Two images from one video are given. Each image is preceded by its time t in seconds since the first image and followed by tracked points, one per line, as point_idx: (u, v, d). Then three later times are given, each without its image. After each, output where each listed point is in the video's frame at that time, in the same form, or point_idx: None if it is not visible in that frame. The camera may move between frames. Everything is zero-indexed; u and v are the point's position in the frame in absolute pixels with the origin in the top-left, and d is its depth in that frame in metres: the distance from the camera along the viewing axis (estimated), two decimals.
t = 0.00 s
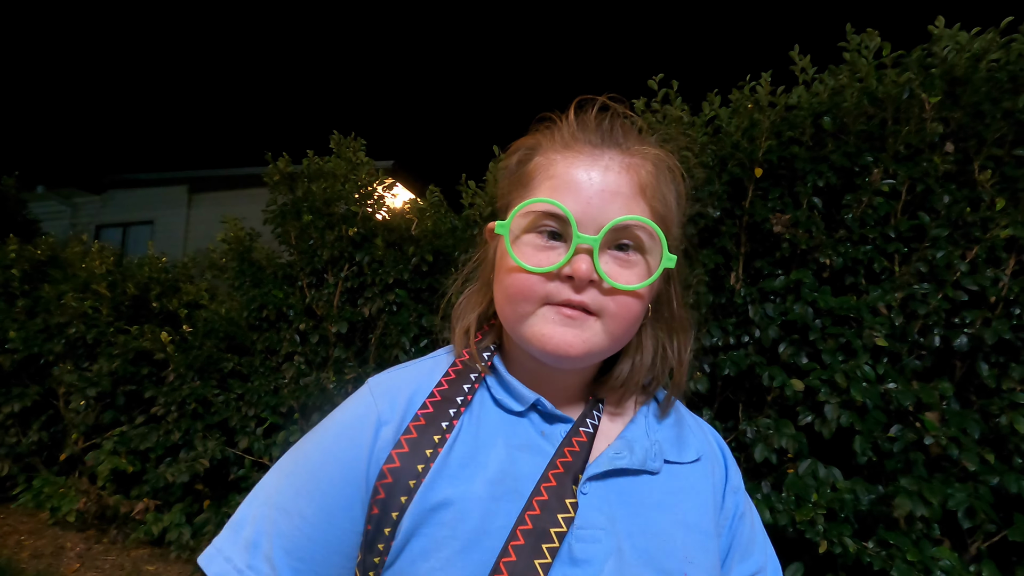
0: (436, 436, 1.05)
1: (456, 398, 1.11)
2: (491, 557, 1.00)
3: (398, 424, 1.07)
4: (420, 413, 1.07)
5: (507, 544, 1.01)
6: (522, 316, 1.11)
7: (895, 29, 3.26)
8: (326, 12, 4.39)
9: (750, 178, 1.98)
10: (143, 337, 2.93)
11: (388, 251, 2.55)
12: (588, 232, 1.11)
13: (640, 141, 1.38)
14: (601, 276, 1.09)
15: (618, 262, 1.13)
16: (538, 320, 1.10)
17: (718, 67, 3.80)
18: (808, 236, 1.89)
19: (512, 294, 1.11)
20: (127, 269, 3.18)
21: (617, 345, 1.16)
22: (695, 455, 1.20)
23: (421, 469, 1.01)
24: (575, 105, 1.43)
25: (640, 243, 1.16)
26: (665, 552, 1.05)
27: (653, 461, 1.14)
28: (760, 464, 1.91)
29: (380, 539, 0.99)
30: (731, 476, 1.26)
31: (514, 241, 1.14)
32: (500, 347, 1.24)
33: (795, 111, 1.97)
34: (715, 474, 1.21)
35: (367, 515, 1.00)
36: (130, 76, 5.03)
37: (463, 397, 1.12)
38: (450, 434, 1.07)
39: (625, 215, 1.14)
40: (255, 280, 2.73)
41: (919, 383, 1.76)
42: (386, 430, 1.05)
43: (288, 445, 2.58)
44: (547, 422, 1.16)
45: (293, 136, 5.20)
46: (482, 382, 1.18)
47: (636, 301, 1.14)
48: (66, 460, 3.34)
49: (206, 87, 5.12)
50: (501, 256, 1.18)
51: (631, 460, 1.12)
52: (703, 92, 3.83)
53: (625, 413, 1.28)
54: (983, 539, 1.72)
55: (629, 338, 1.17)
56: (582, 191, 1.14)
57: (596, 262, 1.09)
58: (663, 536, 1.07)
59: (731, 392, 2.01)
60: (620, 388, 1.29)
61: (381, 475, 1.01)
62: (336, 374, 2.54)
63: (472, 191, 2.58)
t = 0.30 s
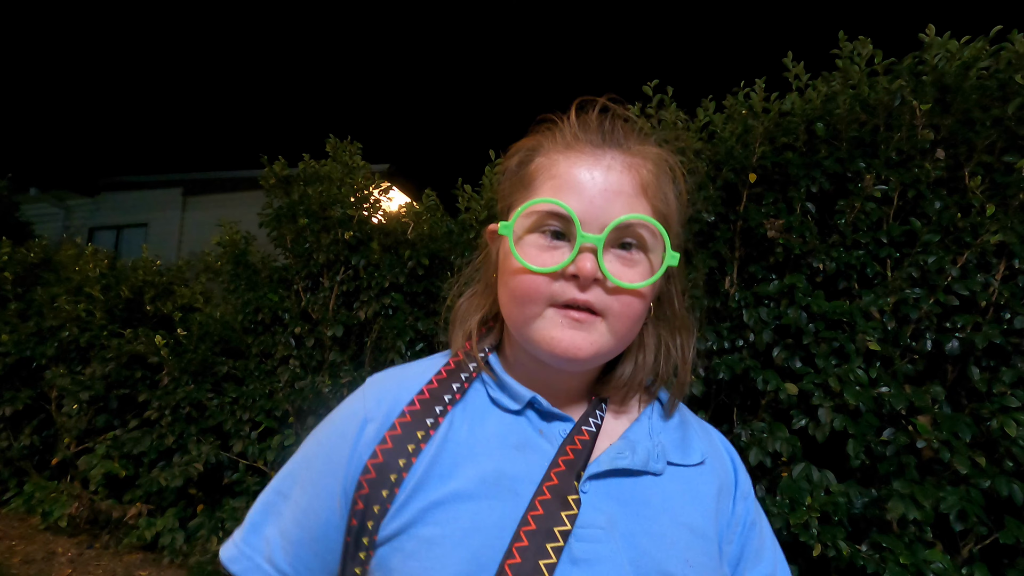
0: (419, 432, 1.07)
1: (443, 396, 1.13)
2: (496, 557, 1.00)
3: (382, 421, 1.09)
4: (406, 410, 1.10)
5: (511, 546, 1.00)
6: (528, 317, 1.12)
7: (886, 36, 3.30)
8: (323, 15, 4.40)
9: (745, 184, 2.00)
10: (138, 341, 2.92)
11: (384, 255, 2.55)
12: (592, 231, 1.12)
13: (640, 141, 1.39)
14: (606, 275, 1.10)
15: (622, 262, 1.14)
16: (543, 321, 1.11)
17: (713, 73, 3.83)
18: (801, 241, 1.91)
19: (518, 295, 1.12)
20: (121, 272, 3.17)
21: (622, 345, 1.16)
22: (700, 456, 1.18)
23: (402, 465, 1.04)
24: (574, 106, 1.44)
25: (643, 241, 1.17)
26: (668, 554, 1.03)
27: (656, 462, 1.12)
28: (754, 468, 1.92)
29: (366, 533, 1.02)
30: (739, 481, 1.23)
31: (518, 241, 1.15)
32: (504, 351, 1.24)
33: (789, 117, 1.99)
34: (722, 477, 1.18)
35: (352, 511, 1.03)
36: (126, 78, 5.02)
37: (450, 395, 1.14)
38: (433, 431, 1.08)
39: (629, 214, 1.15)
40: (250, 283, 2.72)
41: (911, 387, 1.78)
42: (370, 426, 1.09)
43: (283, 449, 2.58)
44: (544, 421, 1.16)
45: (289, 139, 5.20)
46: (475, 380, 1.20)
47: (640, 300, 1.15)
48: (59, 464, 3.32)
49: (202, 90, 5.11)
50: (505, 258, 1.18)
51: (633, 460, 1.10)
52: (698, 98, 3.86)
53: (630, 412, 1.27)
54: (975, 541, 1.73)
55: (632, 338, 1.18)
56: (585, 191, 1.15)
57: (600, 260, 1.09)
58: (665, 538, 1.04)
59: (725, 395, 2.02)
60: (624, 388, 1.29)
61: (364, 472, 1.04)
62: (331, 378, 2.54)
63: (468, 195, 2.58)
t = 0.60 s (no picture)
0: (409, 424, 1.10)
1: (433, 387, 1.16)
2: (485, 556, 0.99)
3: (372, 406, 1.14)
4: (397, 404, 1.13)
5: (500, 543, 0.99)
6: (521, 312, 1.12)
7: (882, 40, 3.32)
8: (321, 16, 4.40)
9: (742, 186, 2.01)
10: (134, 342, 2.90)
11: (382, 256, 2.55)
12: (580, 223, 1.12)
13: (624, 130, 1.40)
14: (597, 266, 1.10)
15: (613, 253, 1.14)
16: (536, 316, 1.11)
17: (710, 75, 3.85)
18: (798, 243, 1.92)
19: (511, 293, 1.12)
20: (118, 273, 3.16)
21: (618, 337, 1.16)
22: (698, 454, 1.16)
23: (394, 457, 1.07)
24: (557, 99, 1.45)
25: (634, 231, 1.18)
26: (662, 551, 1.01)
27: (651, 458, 1.10)
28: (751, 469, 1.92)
29: (362, 525, 1.05)
30: (742, 482, 1.21)
31: (507, 238, 1.15)
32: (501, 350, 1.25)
33: (786, 120, 1.99)
34: (721, 475, 1.16)
35: (350, 505, 1.07)
36: (122, 79, 5.00)
37: (440, 387, 1.16)
38: (422, 422, 1.11)
39: (617, 204, 1.15)
40: (247, 284, 2.72)
41: (907, 388, 1.79)
42: (361, 411, 1.14)
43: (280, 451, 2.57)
44: (539, 414, 1.16)
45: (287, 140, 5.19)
46: (466, 375, 1.22)
47: (633, 290, 1.14)
48: (54, 466, 3.30)
49: (199, 90, 5.10)
50: (496, 255, 1.19)
51: (627, 455, 1.08)
52: (695, 101, 3.87)
53: (628, 409, 1.26)
54: (971, 542, 1.74)
55: (630, 329, 1.18)
56: (572, 183, 1.15)
57: (591, 252, 1.10)
58: (660, 535, 1.02)
59: (722, 397, 2.03)
60: (622, 384, 1.28)
61: (360, 467, 1.07)
62: (329, 379, 2.54)
63: (466, 196, 2.58)
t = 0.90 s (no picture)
0: (420, 432, 1.10)
1: (443, 395, 1.17)
2: (494, 560, 0.99)
3: (381, 411, 1.15)
4: (408, 413, 1.13)
5: (509, 548, 0.99)
6: (530, 308, 1.11)
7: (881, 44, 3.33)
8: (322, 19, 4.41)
9: (742, 189, 2.01)
10: (134, 344, 2.90)
11: (383, 258, 2.55)
12: (586, 216, 1.14)
13: (620, 130, 1.42)
14: (604, 256, 1.11)
15: (619, 244, 1.15)
16: (545, 310, 1.11)
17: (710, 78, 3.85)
18: (798, 246, 1.92)
19: (521, 291, 1.12)
20: (118, 275, 3.16)
21: (627, 329, 1.16)
22: (704, 458, 1.15)
23: (406, 465, 1.07)
24: (554, 105, 1.47)
25: (638, 221, 1.18)
26: (667, 554, 1.00)
27: (656, 462, 1.10)
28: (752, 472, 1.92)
29: (375, 533, 1.04)
30: (752, 488, 1.20)
31: (515, 236, 1.16)
32: (511, 357, 1.25)
33: (786, 123, 2.00)
34: (728, 479, 1.16)
35: (363, 513, 1.06)
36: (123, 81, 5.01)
37: (450, 395, 1.17)
38: (434, 429, 1.11)
39: (620, 195, 1.16)
40: (247, 286, 2.72)
41: (907, 391, 1.79)
42: (372, 417, 1.15)
43: (280, 454, 2.56)
44: (544, 419, 1.16)
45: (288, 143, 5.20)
46: (471, 383, 1.22)
47: (640, 279, 1.15)
48: (53, 468, 3.30)
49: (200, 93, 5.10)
50: (503, 256, 1.19)
51: (631, 458, 1.08)
52: (695, 104, 3.88)
53: (635, 412, 1.27)
54: (971, 545, 1.74)
55: (637, 320, 1.17)
56: (574, 179, 1.17)
57: (598, 242, 1.11)
58: (666, 539, 1.01)
59: (723, 399, 2.03)
60: (627, 386, 1.29)
61: (373, 475, 1.07)
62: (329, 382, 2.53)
63: (466, 199, 2.59)
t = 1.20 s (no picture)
0: (431, 433, 1.10)
1: (450, 396, 1.16)
2: (514, 557, 0.98)
3: (388, 414, 1.16)
4: (417, 415, 1.13)
5: (529, 543, 0.98)
6: (532, 314, 1.11)
7: (884, 43, 3.32)
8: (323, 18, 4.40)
9: (744, 189, 2.01)
10: (136, 343, 2.91)
11: (384, 258, 2.55)
12: (583, 223, 1.13)
13: (607, 133, 1.42)
14: (602, 260, 1.11)
15: (614, 246, 1.15)
16: (547, 315, 1.10)
17: (712, 78, 3.84)
18: (801, 245, 1.92)
19: (521, 297, 1.12)
20: (120, 274, 3.17)
21: (626, 326, 1.17)
22: (708, 449, 1.16)
23: (419, 466, 1.06)
24: (540, 112, 1.46)
25: (631, 224, 1.19)
26: (679, 544, 1.01)
27: (663, 454, 1.11)
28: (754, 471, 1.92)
29: (391, 536, 1.03)
30: (755, 478, 1.21)
31: (513, 243, 1.15)
32: (512, 356, 1.26)
33: (788, 122, 2.00)
34: (732, 470, 1.17)
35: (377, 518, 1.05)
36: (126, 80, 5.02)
37: (458, 396, 1.17)
38: (444, 430, 1.11)
39: (613, 201, 1.16)
40: (249, 286, 2.72)
41: (910, 391, 1.79)
42: (379, 419, 1.15)
43: (282, 453, 2.56)
44: (551, 415, 1.16)
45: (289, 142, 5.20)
46: (478, 384, 1.22)
47: (637, 279, 1.16)
48: (55, 468, 3.31)
49: (201, 92, 5.11)
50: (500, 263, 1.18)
51: (640, 450, 1.09)
52: (697, 103, 3.88)
53: (639, 399, 1.28)
54: (974, 545, 1.73)
55: (635, 317, 1.18)
56: (568, 188, 1.16)
57: (596, 248, 1.10)
58: (676, 529, 1.02)
59: (725, 399, 2.03)
60: (629, 375, 1.31)
61: (385, 479, 1.06)
62: (331, 381, 2.53)
63: (468, 198, 2.59)
